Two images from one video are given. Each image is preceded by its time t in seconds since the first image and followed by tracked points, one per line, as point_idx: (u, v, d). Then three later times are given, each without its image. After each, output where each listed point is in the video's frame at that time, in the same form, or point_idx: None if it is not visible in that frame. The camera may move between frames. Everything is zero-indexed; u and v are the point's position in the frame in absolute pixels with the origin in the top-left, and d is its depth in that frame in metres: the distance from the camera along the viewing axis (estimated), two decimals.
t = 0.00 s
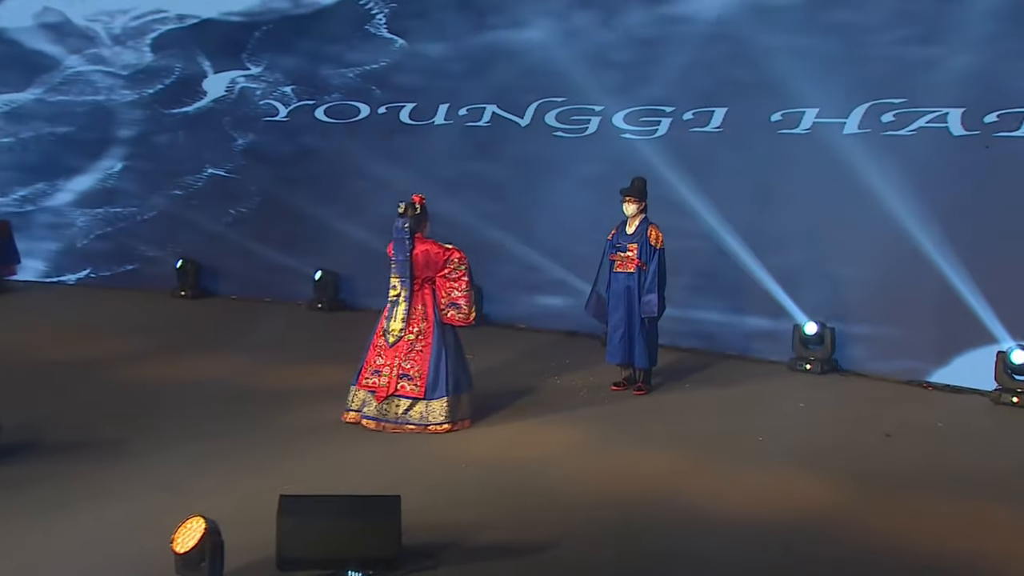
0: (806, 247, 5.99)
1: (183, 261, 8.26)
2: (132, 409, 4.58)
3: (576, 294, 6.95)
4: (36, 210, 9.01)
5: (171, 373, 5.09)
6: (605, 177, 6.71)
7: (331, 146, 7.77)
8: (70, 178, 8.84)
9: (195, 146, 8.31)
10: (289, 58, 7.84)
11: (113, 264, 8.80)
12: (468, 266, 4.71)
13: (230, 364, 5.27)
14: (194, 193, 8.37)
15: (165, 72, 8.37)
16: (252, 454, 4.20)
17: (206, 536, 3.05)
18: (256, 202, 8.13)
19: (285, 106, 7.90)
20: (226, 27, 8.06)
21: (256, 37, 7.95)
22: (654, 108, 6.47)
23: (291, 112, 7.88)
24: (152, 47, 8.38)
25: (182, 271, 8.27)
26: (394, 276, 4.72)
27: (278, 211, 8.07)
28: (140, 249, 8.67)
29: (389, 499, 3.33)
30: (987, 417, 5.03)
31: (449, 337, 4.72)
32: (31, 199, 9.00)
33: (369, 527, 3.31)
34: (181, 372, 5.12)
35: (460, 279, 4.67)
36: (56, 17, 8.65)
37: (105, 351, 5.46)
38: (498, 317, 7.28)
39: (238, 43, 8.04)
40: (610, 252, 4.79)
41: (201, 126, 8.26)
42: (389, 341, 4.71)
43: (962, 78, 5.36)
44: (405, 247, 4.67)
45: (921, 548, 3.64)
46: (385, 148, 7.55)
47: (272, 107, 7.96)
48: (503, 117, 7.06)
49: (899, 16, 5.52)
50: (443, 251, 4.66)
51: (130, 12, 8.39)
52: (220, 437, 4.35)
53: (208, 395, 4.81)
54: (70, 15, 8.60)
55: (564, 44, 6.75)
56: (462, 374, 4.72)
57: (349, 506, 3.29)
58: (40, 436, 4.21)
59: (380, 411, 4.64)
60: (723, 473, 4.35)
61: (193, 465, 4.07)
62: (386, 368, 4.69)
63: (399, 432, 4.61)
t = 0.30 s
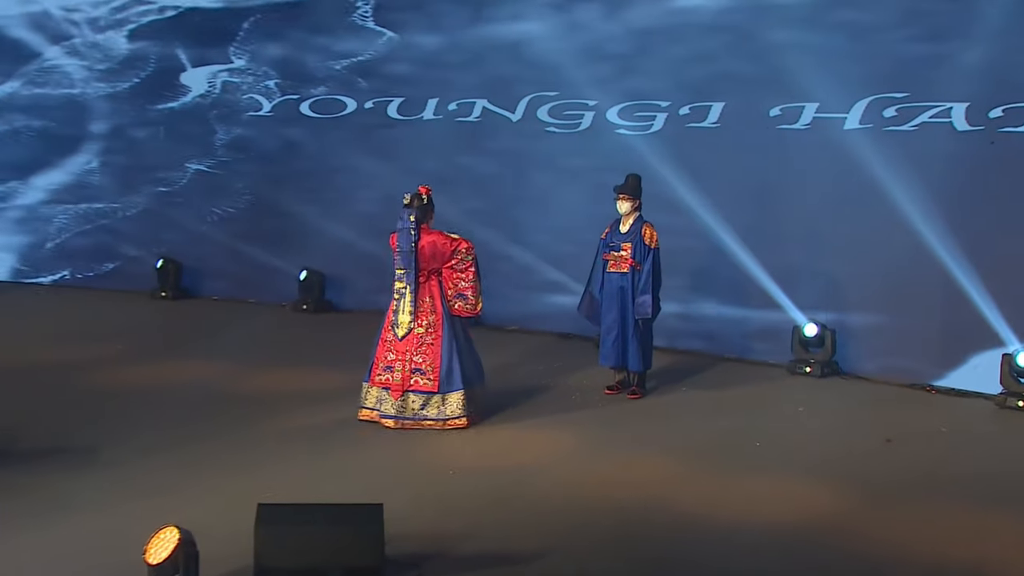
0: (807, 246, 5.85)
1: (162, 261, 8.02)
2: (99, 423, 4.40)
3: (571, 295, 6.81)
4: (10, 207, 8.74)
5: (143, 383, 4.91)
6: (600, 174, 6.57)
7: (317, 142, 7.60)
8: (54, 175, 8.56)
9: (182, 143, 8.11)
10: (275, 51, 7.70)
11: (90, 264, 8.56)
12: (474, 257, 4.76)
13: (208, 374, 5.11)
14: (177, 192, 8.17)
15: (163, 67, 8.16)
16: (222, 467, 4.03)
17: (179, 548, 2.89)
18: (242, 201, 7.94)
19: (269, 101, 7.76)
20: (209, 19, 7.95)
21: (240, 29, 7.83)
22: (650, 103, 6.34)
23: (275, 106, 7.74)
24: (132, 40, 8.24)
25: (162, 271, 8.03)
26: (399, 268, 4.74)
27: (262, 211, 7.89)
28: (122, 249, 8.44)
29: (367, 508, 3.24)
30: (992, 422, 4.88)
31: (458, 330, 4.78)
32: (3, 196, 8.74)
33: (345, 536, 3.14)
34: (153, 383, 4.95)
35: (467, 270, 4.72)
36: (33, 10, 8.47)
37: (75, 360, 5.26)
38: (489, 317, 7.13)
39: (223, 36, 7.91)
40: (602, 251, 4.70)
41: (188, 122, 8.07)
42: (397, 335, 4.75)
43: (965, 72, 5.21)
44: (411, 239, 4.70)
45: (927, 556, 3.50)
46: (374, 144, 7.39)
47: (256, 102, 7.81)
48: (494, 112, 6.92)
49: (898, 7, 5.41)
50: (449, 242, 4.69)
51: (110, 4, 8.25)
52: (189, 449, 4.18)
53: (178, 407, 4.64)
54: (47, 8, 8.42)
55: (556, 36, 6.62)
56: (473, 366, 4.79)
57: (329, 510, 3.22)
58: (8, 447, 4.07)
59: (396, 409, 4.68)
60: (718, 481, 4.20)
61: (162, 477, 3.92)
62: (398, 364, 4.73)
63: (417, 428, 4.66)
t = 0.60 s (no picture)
0: (805, 244, 5.71)
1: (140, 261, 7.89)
2: (68, 429, 4.23)
3: (561, 294, 6.67)
4: None
5: (113, 390, 4.75)
6: (591, 170, 6.43)
7: (301, 136, 7.44)
8: (27, 172, 8.38)
9: (160, 140, 7.95)
10: (257, 43, 7.54)
11: (65, 262, 8.40)
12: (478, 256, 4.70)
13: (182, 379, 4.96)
14: (158, 189, 8.00)
15: (138, 62, 7.99)
16: (195, 475, 3.88)
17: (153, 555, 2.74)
18: (222, 198, 7.78)
19: (251, 94, 7.61)
20: (188, 9, 7.80)
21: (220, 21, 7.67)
22: (643, 98, 6.20)
23: (257, 99, 7.58)
24: (108, 32, 8.07)
25: (141, 271, 7.91)
26: (402, 269, 4.70)
27: (246, 209, 7.73)
28: (100, 246, 8.28)
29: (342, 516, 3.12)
30: (994, 426, 4.74)
31: (460, 330, 4.71)
32: None
33: (323, 542, 2.99)
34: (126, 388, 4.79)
35: (470, 269, 4.66)
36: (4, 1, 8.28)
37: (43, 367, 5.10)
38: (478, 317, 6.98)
39: (203, 27, 7.75)
40: (594, 249, 4.66)
41: (169, 117, 7.91)
42: (399, 336, 4.70)
43: (967, 65, 5.08)
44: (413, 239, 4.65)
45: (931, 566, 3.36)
46: (360, 139, 7.23)
47: (238, 95, 7.65)
48: (482, 106, 6.77)
49: None
50: (452, 241, 4.64)
51: None
52: (159, 456, 4.03)
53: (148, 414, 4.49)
54: None
55: (546, 28, 6.48)
56: (476, 367, 4.71)
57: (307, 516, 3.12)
58: None
59: (396, 409, 4.64)
60: (712, 488, 4.06)
61: (134, 484, 3.76)
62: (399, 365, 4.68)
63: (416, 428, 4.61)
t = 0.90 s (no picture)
0: (802, 241, 5.56)
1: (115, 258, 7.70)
2: (29, 439, 4.07)
3: (549, 292, 6.51)
4: None
5: (80, 399, 4.58)
6: (581, 164, 6.27)
7: (283, 130, 7.27)
8: None
9: (137, 134, 7.78)
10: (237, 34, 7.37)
11: (38, 260, 8.22)
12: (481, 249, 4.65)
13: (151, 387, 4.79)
14: (135, 185, 7.82)
15: (108, 52, 7.82)
16: (161, 485, 3.72)
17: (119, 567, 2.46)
18: (201, 192, 7.61)
19: (229, 87, 7.44)
20: None
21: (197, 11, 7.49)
22: (634, 90, 6.04)
23: (235, 91, 7.42)
24: (81, 23, 7.89)
25: (115, 270, 7.72)
26: (403, 260, 4.66)
27: (226, 205, 7.56)
28: (75, 244, 8.09)
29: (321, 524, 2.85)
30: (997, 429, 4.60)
31: (462, 323, 4.68)
32: None
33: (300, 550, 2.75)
34: (96, 397, 4.63)
35: (472, 262, 4.61)
36: None
37: (7, 375, 4.92)
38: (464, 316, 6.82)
39: (179, 18, 7.57)
40: (583, 247, 4.62)
41: (146, 110, 7.73)
42: (400, 330, 4.67)
43: (969, 54, 4.92)
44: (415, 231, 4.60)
45: None
46: (343, 133, 7.06)
47: (216, 87, 7.48)
48: (468, 98, 6.62)
49: None
50: (454, 233, 4.59)
51: None
52: (119, 467, 3.87)
53: (114, 421, 4.32)
54: None
55: (533, 18, 6.32)
56: (477, 362, 4.67)
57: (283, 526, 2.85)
58: None
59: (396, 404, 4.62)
60: (705, 494, 3.90)
61: (96, 496, 3.60)
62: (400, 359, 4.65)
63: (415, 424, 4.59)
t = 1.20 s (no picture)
0: (801, 238, 5.44)
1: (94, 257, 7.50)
2: None
3: (542, 291, 6.39)
4: None
5: (51, 408, 4.44)
6: (574, 160, 6.15)
7: (269, 124, 7.13)
8: None
9: (117, 130, 7.60)
10: (219, 26, 7.22)
11: (14, 259, 8.03)
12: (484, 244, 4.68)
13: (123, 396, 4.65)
14: (117, 182, 7.65)
15: (85, 46, 7.63)
16: (129, 497, 3.56)
17: None
18: (185, 190, 7.45)
19: (211, 81, 7.28)
20: None
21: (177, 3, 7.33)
22: (628, 84, 5.92)
23: (217, 85, 7.26)
24: (55, 16, 7.69)
25: (93, 269, 7.51)
26: (406, 258, 4.69)
27: (211, 202, 7.41)
28: (53, 242, 7.92)
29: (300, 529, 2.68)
30: (1001, 432, 4.49)
31: (466, 321, 4.71)
32: None
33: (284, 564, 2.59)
34: (66, 405, 4.48)
35: (476, 258, 4.64)
36: None
37: None
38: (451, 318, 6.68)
39: (158, 10, 7.40)
40: (576, 245, 4.56)
41: (126, 104, 7.56)
42: (403, 328, 4.69)
43: (971, 45, 4.81)
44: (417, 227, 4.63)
45: None
46: (331, 127, 6.93)
47: (198, 81, 7.33)
48: (459, 93, 6.49)
49: None
50: (456, 229, 4.62)
51: None
52: (82, 480, 3.70)
53: (83, 431, 4.17)
54: None
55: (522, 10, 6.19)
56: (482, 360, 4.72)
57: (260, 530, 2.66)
58: None
59: (403, 403, 4.65)
60: (700, 499, 3.79)
61: (65, 508, 3.46)
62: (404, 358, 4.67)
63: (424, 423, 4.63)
